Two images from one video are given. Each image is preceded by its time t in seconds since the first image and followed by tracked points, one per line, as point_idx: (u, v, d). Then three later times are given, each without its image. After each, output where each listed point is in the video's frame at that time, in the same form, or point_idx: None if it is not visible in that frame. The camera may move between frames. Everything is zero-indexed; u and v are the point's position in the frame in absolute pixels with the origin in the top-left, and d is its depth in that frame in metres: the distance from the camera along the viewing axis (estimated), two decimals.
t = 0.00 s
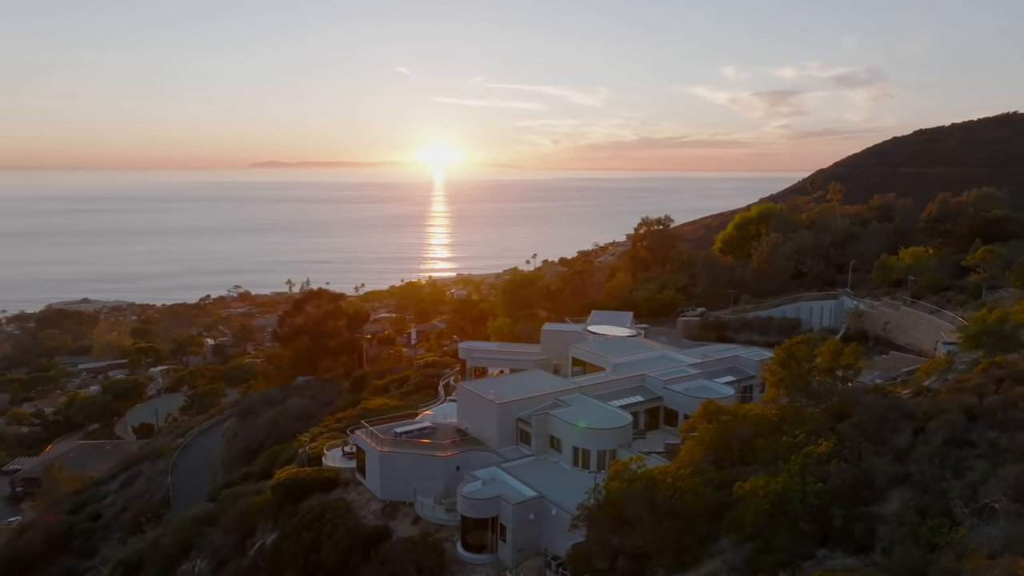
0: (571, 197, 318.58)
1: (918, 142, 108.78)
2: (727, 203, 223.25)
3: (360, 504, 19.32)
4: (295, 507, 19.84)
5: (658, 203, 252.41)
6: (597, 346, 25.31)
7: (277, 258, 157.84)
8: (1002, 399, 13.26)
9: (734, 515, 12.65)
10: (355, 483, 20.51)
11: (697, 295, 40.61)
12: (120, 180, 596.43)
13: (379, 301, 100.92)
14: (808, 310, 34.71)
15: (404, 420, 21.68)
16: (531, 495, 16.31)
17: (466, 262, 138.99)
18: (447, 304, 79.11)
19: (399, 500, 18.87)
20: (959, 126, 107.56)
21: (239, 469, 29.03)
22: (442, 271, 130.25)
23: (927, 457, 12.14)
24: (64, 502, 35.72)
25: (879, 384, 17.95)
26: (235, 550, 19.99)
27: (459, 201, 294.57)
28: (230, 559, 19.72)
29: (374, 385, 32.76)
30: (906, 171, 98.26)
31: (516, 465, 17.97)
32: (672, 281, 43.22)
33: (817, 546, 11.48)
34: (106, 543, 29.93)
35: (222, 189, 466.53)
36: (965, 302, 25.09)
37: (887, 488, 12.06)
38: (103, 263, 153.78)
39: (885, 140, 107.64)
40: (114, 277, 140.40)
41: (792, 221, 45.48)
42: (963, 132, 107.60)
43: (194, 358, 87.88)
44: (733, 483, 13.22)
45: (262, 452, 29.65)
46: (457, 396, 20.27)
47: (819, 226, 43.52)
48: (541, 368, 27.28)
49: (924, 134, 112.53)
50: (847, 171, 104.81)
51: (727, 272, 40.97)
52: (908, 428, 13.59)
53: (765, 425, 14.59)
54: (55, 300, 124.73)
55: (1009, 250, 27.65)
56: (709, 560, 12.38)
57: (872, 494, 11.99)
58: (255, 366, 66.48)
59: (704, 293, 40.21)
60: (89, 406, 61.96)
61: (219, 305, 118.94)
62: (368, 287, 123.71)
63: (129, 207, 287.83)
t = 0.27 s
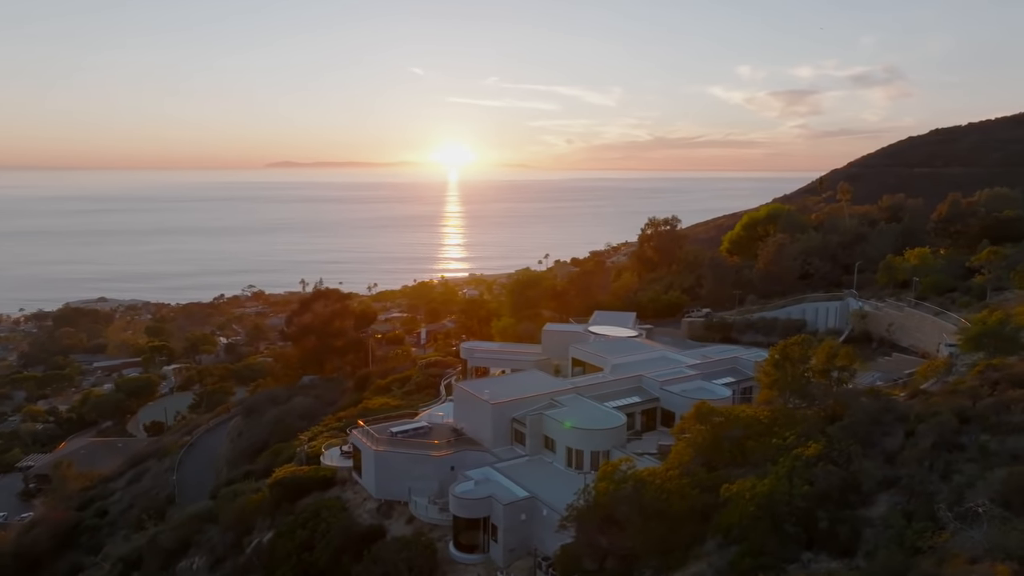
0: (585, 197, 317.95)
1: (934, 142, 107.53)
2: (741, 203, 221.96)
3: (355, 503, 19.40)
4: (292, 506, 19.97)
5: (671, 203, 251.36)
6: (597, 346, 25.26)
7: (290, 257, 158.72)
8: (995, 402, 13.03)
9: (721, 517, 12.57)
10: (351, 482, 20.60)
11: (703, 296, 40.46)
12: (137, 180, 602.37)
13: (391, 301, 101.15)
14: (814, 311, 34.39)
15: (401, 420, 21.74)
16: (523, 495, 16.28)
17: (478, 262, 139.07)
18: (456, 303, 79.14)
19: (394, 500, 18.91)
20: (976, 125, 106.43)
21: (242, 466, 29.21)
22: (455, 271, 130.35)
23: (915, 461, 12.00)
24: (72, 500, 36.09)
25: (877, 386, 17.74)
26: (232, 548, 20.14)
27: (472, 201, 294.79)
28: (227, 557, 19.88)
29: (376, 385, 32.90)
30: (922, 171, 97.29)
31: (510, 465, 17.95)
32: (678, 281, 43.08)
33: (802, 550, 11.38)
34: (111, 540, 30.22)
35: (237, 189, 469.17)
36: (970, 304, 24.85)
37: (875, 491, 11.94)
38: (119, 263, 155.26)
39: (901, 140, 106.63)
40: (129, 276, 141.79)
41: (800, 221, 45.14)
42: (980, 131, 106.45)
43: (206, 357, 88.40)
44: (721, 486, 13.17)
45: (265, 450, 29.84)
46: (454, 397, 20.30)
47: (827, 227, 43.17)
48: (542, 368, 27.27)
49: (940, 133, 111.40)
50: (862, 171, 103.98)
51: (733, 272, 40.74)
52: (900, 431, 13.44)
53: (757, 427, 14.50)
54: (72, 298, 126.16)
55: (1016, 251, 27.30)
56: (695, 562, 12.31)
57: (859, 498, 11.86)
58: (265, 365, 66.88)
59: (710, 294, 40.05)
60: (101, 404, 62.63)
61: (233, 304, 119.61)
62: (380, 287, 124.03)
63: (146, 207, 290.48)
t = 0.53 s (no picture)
0: (601, 198, 317.06)
1: (953, 142, 106.13)
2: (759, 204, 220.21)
3: (351, 501, 19.50)
4: (289, 503, 20.17)
5: (688, 203, 250.00)
6: (597, 347, 25.21)
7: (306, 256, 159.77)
8: (986, 405, 12.84)
9: (706, 519, 12.49)
10: (348, 480, 20.71)
11: (710, 297, 40.18)
12: (157, 180, 608.45)
13: (406, 301, 101.47)
14: (820, 312, 34.04)
15: (398, 419, 21.84)
16: (513, 495, 16.28)
17: (493, 261, 139.13)
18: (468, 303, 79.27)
19: (389, 499, 18.98)
20: (997, 125, 104.94)
21: (246, 463, 29.45)
22: (469, 271, 130.58)
23: (901, 465, 11.87)
24: (81, 495, 36.59)
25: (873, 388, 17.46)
26: (229, 545, 20.31)
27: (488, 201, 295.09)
28: (224, 553, 20.07)
29: (380, 383, 33.08)
30: (941, 171, 95.99)
31: (503, 465, 17.97)
32: (686, 282, 42.93)
33: (784, 552, 11.27)
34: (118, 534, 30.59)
35: (255, 189, 472.88)
36: (975, 306, 24.56)
37: (860, 495, 11.80)
38: (138, 262, 157.18)
39: (919, 140, 105.33)
40: (147, 274, 143.47)
41: (810, 221, 44.72)
42: (1001, 130, 104.89)
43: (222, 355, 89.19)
44: (706, 487, 13.13)
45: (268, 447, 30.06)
46: (449, 396, 20.34)
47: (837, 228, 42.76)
48: (543, 368, 27.27)
49: (960, 133, 109.92)
50: (880, 170, 102.85)
51: (741, 272, 40.47)
52: (889, 434, 13.29)
53: (747, 429, 14.42)
54: (92, 297, 127.87)
55: None
56: (678, 563, 12.26)
57: (844, 501, 11.74)
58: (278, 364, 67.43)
59: (717, 294, 39.82)
60: (117, 401, 63.47)
61: (250, 303, 120.71)
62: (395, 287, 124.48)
63: (166, 207, 293.60)
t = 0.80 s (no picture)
0: (617, 197, 316.21)
1: (974, 142, 104.62)
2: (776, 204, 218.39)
3: (346, 499, 19.62)
4: (286, 501, 20.34)
5: (705, 203, 248.61)
6: (597, 348, 25.14)
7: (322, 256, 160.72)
8: (977, 409, 12.66)
9: (690, 521, 12.41)
10: (344, 478, 20.82)
11: (716, 298, 40.02)
12: (177, 180, 615.15)
13: (420, 301, 101.82)
14: (827, 314, 33.72)
15: (395, 418, 21.92)
16: (503, 495, 16.28)
17: (507, 261, 139.17)
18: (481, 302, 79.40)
19: (383, 497, 19.04)
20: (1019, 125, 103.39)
21: (249, 460, 29.75)
22: (483, 271, 130.71)
23: (885, 468, 11.75)
24: (91, 490, 37.02)
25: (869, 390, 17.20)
26: (227, 541, 20.48)
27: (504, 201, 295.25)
28: (222, 549, 20.25)
29: (384, 382, 33.26)
30: (960, 171, 94.77)
31: (495, 465, 17.99)
32: (693, 282, 42.76)
33: (765, 555, 11.14)
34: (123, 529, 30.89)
35: (273, 188, 476.60)
36: (980, 308, 24.27)
37: (844, 498, 11.68)
38: (157, 260, 158.92)
39: (939, 140, 104.04)
40: (165, 273, 145.20)
41: (819, 221, 44.36)
42: None
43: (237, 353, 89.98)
44: (691, 489, 13.09)
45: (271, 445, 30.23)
46: (445, 396, 20.38)
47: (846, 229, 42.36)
48: (544, 369, 27.22)
49: (981, 132, 108.43)
50: (899, 170, 101.67)
51: (748, 273, 40.24)
52: (878, 437, 13.16)
53: (737, 431, 14.34)
54: (111, 295, 129.73)
55: None
56: (661, 565, 12.19)
57: (827, 504, 11.64)
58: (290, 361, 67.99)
59: (724, 295, 39.64)
60: (131, 398, 64.27)
61: (266, 301, 121.67)
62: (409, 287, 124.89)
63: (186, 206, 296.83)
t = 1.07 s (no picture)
0: (632, 198, 315.08)
1: (994, 142, 103.16)
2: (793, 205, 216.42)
3: (342, 498, 19.73)
4: (282, 499, 20.51)
5: (721, 204, 246.99)
6: (596, 349, 25.09)
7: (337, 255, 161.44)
8: (966, 411, 12.50)
9: (674, 523, 12.37)
10: (341, 477, 20.95)
11: (722, 299, 39.79)
12: (195, 180, 621.40)
13: (434, 301, 102.07)
14: (833, 316, 33.40)
15: (393, 417, 22.02)
16: (494, 495, 16.27)
17: (521, 261, 139.20)
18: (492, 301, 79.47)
19: (378, 496, 19.08)
20: None
21: (252, 457, 29.98)
22: (497, 271, 130.76)
23: (869, 470, 11.66)
24: (100, 487, 37.46)
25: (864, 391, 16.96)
26: (224, 538, 20.67)
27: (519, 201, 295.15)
28: (220, 545, 20.42)
29: (387, 381, 33.42)
30: (979, 171, 93.44)
31: (488, 465, 18.01)
32: (700, 283, 42.56)
33: (745, 558, 11.08)
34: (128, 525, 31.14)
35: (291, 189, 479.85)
36: (984, 310, 23.95)
37: (828, 500, 11.59)
38: (174, 260, 160.52)
39: (958, 139, 102.71)
40: (182, 273, 146.69)
41: (829, 222, 43.94)
42: None
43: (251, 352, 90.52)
44: (676, 490, 13.06)
45: (275, 442, 30.46)
46: (440, 396, 20.43)
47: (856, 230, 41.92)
48: (545, 370, 27.14)
49: (1001, 132, 106.87)
50: (917, 169, 100.42)
51: (754, 274, 39.97)
52: (866, 440, 13.03)
53: (726, 432, 14.32)
54: (129, 294, 131.28)
55: None
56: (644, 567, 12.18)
57: (810, 506, 11.55)
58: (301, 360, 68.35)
59: (730, 296, 39.43)
60: (145, 396, 64.95)
61: (281, 300, 122.42)
62: (423, 287, 125.09)
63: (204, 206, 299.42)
